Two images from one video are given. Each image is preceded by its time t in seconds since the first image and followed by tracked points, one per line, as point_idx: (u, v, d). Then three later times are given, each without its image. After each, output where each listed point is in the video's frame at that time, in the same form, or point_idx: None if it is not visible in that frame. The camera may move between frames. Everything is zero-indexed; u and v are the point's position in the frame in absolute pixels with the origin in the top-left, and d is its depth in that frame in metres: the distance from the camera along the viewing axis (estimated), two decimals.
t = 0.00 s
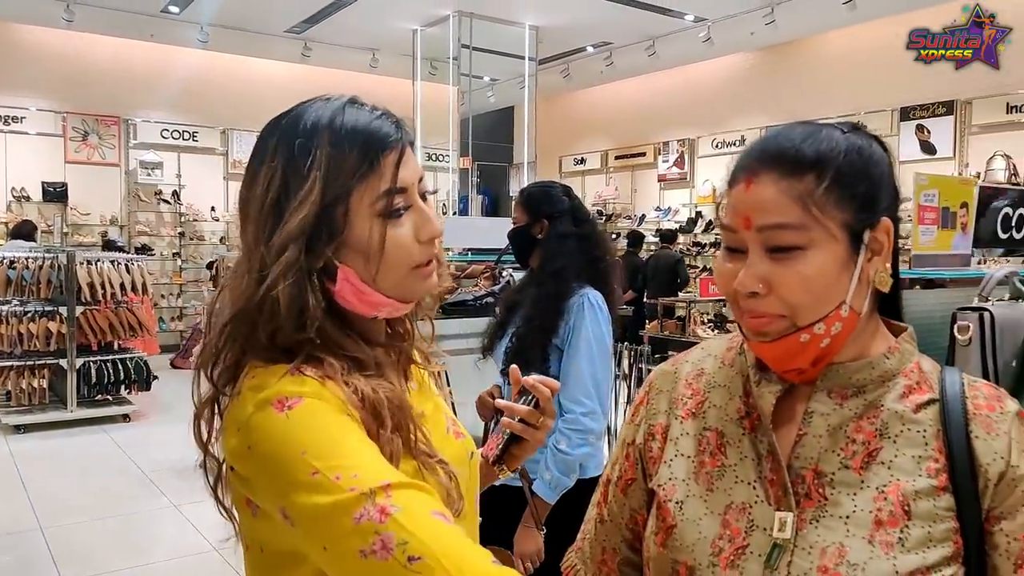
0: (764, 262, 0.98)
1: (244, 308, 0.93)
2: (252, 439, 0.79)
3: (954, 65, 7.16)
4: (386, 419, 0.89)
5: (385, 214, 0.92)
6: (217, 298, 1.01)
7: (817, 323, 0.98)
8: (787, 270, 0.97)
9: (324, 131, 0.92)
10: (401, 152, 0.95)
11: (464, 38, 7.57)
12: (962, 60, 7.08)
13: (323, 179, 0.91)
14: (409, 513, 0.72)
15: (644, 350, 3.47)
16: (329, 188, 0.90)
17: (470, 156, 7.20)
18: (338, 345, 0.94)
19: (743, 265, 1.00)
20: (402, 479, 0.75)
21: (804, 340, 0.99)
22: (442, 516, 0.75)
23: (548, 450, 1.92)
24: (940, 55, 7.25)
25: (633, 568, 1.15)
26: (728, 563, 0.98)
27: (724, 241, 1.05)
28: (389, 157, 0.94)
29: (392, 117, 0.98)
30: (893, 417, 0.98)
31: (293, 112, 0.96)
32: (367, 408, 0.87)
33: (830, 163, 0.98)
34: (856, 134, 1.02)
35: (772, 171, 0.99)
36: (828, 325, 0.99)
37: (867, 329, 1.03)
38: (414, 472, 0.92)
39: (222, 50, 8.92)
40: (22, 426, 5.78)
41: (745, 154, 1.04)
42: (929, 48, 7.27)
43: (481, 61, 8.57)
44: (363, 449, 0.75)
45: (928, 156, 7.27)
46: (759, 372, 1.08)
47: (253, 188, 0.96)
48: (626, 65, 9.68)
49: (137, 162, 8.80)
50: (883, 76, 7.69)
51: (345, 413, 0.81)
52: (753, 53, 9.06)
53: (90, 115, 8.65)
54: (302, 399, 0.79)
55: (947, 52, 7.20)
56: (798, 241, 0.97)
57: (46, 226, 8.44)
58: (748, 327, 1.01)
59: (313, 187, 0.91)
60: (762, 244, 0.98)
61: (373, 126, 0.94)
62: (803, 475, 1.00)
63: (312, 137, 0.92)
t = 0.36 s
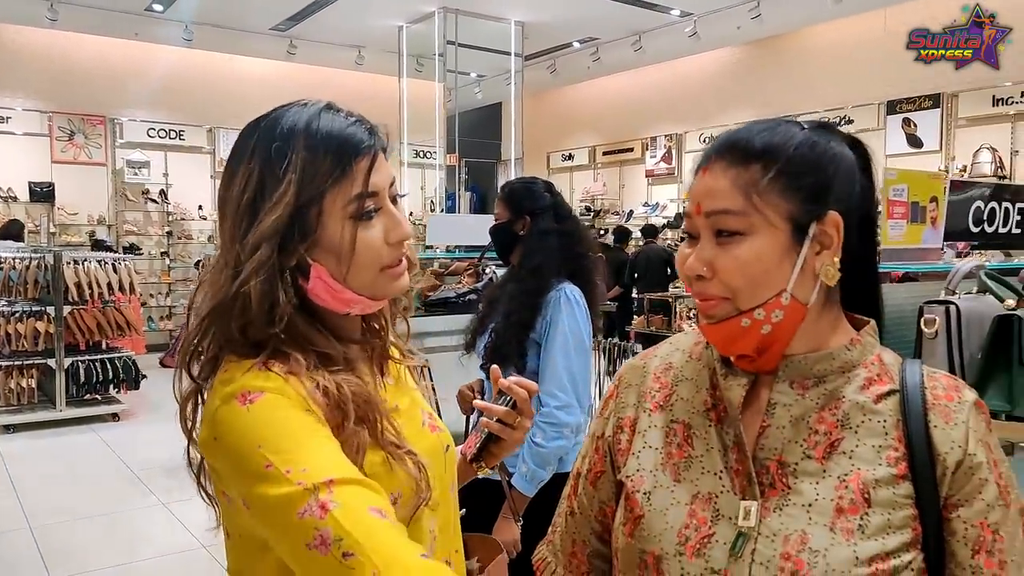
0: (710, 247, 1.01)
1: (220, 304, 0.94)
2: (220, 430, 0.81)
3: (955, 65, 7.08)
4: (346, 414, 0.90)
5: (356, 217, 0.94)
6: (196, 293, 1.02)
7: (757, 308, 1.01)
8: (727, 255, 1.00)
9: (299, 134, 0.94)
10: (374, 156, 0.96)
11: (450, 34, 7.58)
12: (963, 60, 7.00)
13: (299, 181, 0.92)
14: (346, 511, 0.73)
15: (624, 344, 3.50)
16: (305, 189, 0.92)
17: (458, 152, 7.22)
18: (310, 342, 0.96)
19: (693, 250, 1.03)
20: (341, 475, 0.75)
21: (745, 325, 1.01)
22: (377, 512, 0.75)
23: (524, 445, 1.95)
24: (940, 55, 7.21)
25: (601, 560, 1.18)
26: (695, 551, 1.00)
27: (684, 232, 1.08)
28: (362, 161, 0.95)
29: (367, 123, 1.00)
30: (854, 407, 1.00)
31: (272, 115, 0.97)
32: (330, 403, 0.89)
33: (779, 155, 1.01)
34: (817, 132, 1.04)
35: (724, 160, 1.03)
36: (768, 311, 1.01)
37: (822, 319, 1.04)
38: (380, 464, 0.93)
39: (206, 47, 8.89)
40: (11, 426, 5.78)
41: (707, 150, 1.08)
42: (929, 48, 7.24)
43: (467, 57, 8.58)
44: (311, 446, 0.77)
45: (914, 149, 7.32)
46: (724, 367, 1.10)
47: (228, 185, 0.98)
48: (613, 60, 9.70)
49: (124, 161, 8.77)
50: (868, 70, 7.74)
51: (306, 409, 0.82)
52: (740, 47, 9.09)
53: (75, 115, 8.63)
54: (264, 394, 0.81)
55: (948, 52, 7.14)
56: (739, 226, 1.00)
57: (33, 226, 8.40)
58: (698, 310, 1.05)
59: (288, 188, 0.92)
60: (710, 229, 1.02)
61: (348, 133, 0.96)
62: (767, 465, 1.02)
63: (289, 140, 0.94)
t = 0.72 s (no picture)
0: (663, 242, 1.05)
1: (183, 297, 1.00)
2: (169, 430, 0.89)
3: (954, 65, 7.06)
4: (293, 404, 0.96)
5: (313, 214, 1.01)
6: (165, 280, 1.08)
7: (706, 303, 1.04)
8: (678, 251, 1.04)
9: (263, 133, 1.01)
10: (335, 159, 1.04)
11: (438, 29, 7.59)
12: (963, 60, 6.98)
13: (258, 178, 0.99)
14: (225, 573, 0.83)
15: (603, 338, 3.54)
16: (264, 185, 0.99)
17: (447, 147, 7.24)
18: (265, 329, 1.02)
19: (648, 244, 1.07)
20: (233, 537, 0.84)
21: (695, 318, 1.05)
22: None
23: (516, 435, 1.97)
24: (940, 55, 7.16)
25: (567, 547, 1.22)
26: (648, 536, 1.03)
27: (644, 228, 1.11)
28: (322, 162, 1.02)
29: (333, 126, 1.07)
30: (804, 399, 1.02)
31: (242, 114, 1.04)
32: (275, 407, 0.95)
33: (732, 153, 1.04)
34: (772, 133, 1.07)
35: (678, 157, 1.06)
36: (718, 304, 1.04)
37: (773, 313, 1.07)
38: (335, 450, 0.99)
39: (194, 42, 8.89)
40: None
41: (665, 147, 1.11)
42: (929, 48, 7.21)
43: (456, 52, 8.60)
44: (223, 495, 0.86)
45: (902, 145, 7.34)
46: (680, 360, 1.13)
47: (197, 178, 1.04)
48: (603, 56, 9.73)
49: (113, 156, 8.74)
50: (856, 66, 7.79)
51: (247, 438, 0.90)
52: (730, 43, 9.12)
53: (64, 109, 8.62)
54: (216, 408, 0.89)
55: (948, 52, 7.10)
56: (691, 221, 1.03)
57: (22, 221, 8.38)
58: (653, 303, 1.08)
59: (248, 183, 0.99)
60: (664, 225, 1.05)
61: (312, 134, 1.03)
62: (720, 455, 1.04)
63: (253, 137, 1.01)
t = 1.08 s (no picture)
0: (636, 240, 1.06)
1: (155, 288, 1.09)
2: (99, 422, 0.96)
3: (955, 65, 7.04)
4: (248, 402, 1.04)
5: (290, 220, 1.08)
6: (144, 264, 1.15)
7: (675, 299, 1.05)
8: (649, 247, 1.05)
9: (252, 135, 1.08)
10: (320, 169, 1.11)
11: (434, 26, 7.62)
12: (963, 60, 6.97)
13: (239, 180, 1.06)
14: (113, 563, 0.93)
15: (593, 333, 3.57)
16: (244, 189, 1.06)
17: (441, 144, 7.28)
18: (228, 327, 1.09)
19: (622, 240, 1.08)
20: (117, 535, 0.94)
21: (663, 313, 1.06)
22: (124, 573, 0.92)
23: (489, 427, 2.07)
24: (940, 55, 7.16)
25: (548, 535, 1.21)
26: (618, 526, 1.04)
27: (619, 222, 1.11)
28: (305, 171, 1.09)
29: (321, 136, 1.14)
30: (773, 393, 1.02)
31: (232, 110, 1.10)
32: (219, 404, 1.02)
33: (702, 151, 1.04)
34: (743, 131, 1.07)
35: (649, 156, 1.07)
36: (687, 301, 1.05)
37: (746, 310, 1.07)
38: (283, 442, 1.06)
39: (191, 37, 8.91)
40: None
41: (640, 144, 1.11)
42: (929, 48, 7.20)
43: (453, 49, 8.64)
44: (128, 490, 0.94)
45: (897, 143, 7.37)
46: (654, 353, 1.13)
47: (179, 171, 1.11)
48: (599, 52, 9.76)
49: (110, 151, 8.75)
50: (851, 64, 7.81)
51: (178, 431, 0.98)
52: (726, 40, 9.14)
53: (62, 104, 8.65)
54: (152, 400, 0.97)
55: (947, 52, 7.09)
56: (661, 220, 1.04)
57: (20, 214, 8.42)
58: (626, 299, 1.09)
59: (230, 184, 1.06)
60: (637, 221, 1.06)
61: (301, 142, 1.10)
62: (690, 448, 1.04)
63: (241, 140, 1.07)
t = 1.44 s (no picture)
0: (647, 236, 1.05)
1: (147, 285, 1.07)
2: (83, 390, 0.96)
3: (954, 64, 7.10)
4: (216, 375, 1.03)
5: (294, 222, 1.06)
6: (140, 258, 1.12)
7: (686, 294, 1.04)
8: (660, 245, 1.04)
9: (253, 137, 1.06)
10: (321, 170, 1.09)
11: (442, 19, 7.64)
12: (962, 60, 7.02)
13: (242, 185, 1.04)
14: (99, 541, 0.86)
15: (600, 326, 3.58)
16: (248, 192, 1.04)
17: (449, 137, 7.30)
18: (227, 333, 1.06)
19: (634, 236, 1.07)
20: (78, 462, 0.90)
21: (674, 309, 1.05)
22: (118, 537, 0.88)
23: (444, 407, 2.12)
24: (939, 55, 7.20)
25: (559, 521, 1.21)
26: (625, 513, 1.04)
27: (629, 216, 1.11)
28: (307, 173, 1.07)
29: (321, 135, 1.11)
30: (780, 382, 1.01)
31: (232, 109, 1.08)
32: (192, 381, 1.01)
33: (714, 148, 1.03)
34: (754, 125, 1.05)
35: (661, 151, 1.06)
36: (697, 296, 1.04)
37: (755, 303, 1.07)
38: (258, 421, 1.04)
39: (201, 31, 8.96)
40: (9, 403, 5.90)
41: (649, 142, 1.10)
42: (929, 48, 7.24)
43: (461, 43, 8.66)
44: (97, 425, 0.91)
45: (910, 137, 7.34)
46: (664, 344, 1.12)
47: (177, 170, 1.09)
48: (607, 46, 9.76)
49: (122, 143, 8.78)
50: (861, 58, 7.78)
51: (156, 393, 0.97)
52: (735, 34, 9.12)
53: (74, 97, 8.71)
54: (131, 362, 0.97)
55: (947, 52, 7.13)
56: (672, 217, 1.03)
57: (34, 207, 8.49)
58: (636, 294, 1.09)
59: (233, 189, 1.04)
60: (648, 219, 1.05)
61: (299, 143, 1.08)
62: (697, 436, 1.03)
63: (243, 143, 1.05)
